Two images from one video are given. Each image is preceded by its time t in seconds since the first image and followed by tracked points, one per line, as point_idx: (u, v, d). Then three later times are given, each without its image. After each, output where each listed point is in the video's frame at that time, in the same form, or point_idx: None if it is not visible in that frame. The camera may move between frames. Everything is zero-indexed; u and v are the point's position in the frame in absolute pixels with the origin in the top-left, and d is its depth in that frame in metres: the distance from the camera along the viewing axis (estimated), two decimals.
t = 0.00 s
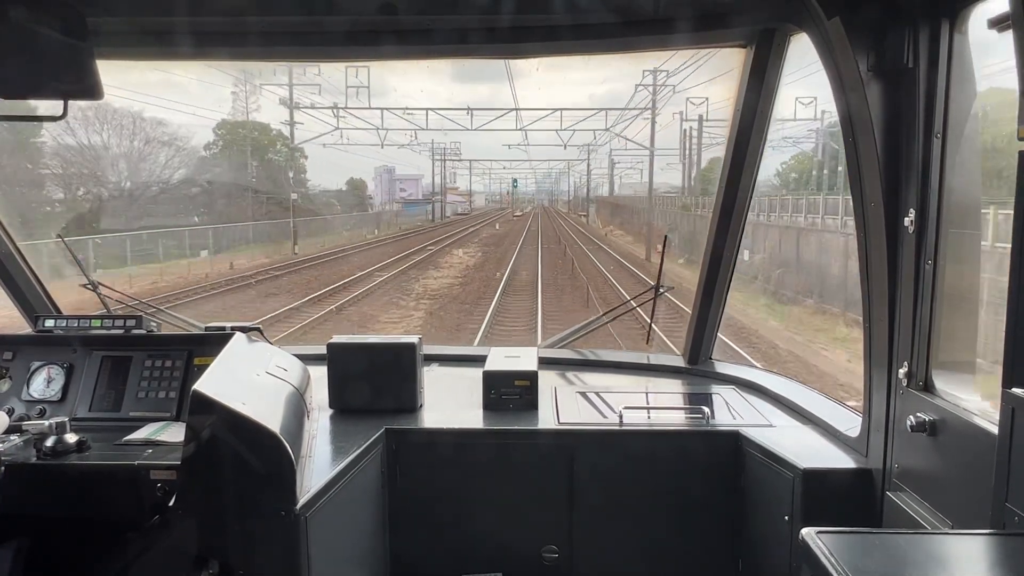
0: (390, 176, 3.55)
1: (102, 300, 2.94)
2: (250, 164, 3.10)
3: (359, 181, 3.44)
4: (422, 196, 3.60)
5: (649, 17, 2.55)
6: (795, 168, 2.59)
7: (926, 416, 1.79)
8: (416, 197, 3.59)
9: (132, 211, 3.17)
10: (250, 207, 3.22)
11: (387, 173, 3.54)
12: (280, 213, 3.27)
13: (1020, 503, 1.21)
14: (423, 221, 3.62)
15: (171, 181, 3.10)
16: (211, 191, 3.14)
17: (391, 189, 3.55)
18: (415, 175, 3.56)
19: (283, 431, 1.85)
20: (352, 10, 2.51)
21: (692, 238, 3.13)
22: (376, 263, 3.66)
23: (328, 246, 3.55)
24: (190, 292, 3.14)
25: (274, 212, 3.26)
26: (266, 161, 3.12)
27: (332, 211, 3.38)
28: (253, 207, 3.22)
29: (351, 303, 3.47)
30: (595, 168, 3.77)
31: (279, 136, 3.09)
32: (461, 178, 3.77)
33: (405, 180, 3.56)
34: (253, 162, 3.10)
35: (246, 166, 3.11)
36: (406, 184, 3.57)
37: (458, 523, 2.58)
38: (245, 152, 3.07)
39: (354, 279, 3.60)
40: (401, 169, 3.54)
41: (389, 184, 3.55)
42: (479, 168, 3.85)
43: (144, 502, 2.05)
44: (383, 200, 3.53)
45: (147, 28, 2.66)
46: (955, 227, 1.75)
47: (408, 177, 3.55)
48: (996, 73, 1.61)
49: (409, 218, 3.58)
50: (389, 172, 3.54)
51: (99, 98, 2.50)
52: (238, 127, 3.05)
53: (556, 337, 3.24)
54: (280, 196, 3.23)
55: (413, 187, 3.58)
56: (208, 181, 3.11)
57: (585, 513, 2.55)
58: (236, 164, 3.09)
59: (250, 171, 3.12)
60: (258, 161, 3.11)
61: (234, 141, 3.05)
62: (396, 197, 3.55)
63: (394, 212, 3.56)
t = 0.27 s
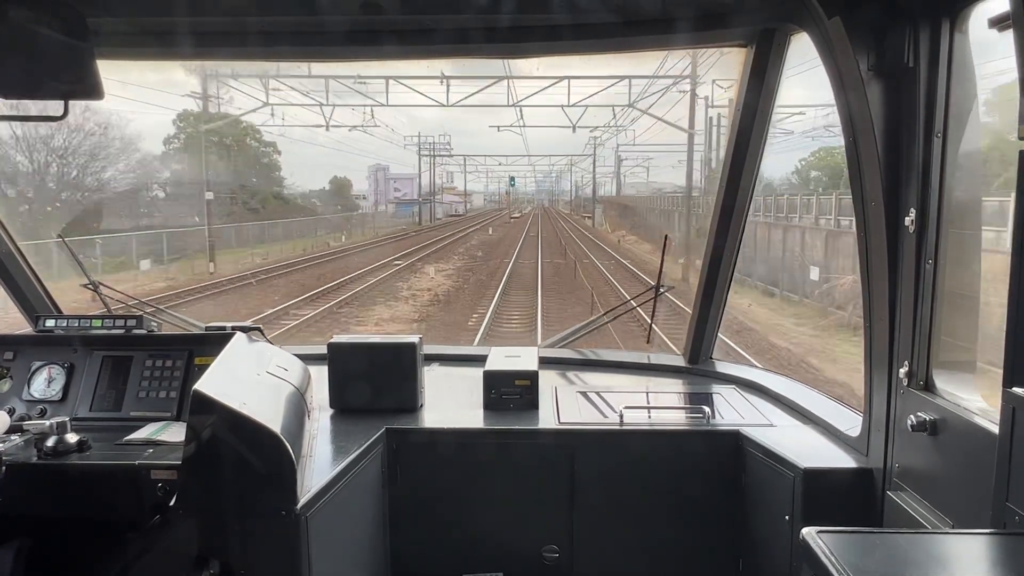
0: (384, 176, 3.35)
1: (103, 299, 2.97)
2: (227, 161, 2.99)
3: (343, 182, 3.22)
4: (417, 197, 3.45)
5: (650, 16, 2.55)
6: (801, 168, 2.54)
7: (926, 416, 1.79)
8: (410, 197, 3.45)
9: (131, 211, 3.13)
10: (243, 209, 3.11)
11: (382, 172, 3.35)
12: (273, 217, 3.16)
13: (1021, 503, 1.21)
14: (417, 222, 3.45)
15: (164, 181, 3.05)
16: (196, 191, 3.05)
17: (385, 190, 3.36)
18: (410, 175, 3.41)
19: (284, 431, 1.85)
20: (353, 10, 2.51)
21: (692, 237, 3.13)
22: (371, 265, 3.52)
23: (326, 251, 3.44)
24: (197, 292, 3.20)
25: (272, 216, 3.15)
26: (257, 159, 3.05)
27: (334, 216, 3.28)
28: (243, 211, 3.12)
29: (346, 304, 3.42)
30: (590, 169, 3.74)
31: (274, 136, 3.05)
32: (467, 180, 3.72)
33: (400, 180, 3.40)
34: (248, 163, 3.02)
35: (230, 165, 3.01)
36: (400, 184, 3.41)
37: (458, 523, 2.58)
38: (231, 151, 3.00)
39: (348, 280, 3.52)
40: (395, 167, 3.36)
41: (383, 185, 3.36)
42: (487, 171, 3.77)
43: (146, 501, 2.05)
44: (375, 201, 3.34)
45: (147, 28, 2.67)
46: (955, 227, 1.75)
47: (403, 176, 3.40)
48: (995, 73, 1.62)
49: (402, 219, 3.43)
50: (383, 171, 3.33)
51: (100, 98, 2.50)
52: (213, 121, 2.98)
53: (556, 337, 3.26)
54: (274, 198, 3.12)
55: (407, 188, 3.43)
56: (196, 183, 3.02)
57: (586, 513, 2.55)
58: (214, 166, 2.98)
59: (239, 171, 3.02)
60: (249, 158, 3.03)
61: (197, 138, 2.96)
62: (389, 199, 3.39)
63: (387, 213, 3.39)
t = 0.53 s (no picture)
0: (378, 174, 3.36)
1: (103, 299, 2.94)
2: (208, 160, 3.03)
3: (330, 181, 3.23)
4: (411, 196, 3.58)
5: (650, 16, 2.55)
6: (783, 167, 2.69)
7: (926, 415, 1.80)
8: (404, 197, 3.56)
9: (131, 210, 3.14)
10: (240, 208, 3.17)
11: (376, 171, 3.36)
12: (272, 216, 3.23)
13: (1021, 502, 1.21)
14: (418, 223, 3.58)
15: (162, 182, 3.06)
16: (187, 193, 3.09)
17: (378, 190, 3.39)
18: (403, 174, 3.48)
19: (284, 431, 1.85)
20: (353, 10, 2.51)
21: (692, 236, 3.14)
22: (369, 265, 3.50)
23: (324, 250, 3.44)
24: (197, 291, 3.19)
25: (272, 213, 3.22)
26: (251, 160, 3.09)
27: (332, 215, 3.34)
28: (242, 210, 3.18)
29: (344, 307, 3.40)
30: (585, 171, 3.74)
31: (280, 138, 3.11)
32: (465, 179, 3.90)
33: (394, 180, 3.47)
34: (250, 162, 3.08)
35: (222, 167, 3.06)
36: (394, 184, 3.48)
37: (458, 522, 2.58)
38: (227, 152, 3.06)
39: (346, 279, 3.49)
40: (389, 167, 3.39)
41: (376, 184, 3.37)
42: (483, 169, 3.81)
43: (146, 500, 2.05)
44: (367, 202, 3.36)
45: (147, 28, 2.67)
46: (955, 227, 1.75)
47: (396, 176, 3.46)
48: (996, 73, 1.62)
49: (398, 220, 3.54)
50: (377, 170, 3.35)
51: (101, 98, 2.48)
52: (175, 112, 3.01)
53: (556, 336, 3.29)
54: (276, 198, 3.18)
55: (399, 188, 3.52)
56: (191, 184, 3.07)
57: (586, 512, 2.55)
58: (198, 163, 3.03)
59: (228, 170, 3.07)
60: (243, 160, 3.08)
61: (152, 129, 2.97)
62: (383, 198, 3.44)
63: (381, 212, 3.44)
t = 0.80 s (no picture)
0: (373, 173, 3.36)
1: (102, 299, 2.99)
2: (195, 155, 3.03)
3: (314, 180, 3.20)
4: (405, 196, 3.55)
5: (650, 16, 2.55)
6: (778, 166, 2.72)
7: (926, 416, 1.80)
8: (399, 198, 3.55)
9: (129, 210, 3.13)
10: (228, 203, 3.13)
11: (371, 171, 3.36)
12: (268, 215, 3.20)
13: (1020, 503, 1.21)
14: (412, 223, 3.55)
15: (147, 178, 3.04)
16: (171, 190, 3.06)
17: (373, 189, 3.41)
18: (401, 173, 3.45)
19: (283, 431, 1.85)
20: (353, 9, 2.51)
21: (692, 236, 3.13)
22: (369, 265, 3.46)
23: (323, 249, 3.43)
24: (197, 291, 3.19)
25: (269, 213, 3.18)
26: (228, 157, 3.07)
27: (327, 214, 3.34)
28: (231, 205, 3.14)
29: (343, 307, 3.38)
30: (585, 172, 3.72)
31: (281, 139, 3.11)
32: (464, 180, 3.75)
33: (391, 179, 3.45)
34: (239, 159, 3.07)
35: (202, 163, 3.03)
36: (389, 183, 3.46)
37: (457, 522, 2.58)
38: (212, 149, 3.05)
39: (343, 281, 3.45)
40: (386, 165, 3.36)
41: (371, 181, 3.38)
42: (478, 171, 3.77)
43: (145, 500, 2.05)
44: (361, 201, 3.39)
45: (147, 28, 2.67)
46: (954, 228, 1.76)
47: (393, 176, 3.44)
48: (995, 73, 1.61)
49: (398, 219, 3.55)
50: (372, 169, 3.34)
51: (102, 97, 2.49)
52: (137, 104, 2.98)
53: (556, 337, 3.29)
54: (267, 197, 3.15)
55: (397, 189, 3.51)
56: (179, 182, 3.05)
57: (586, 512, 2.55)
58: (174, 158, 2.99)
59: (205, 167, 3.04)
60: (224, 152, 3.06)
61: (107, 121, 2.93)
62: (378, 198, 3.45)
63: (376, 213, 3.46)
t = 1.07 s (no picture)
0: (366, 172, 3.32)
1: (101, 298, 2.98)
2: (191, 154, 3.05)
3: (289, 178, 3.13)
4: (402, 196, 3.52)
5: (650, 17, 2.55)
6: (783, 165, 2.69)
7: (925, 416, 1.80)
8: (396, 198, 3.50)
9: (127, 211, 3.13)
10: (214, 205, 3.10)
11: (363, 170, 3.31)
12: (259, 218, 3.18)
13: (1019, 503, 1.21)
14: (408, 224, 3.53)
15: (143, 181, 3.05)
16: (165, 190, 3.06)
17: (366, 190, 3.35)
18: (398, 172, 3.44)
19: (283, 431, 1.85)
20: (353, 10, 2.51)
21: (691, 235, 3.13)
22: (363, 267, 3.43)
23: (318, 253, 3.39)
24: (197, 292, 3.21)
25: (262, 216, 3.17)
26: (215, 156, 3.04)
27: (316, 215, 3.28)
28: (218, 206, 3.11)
29: (345, 308, 3.42)
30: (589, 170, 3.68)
31: (280, 141, 3.11)
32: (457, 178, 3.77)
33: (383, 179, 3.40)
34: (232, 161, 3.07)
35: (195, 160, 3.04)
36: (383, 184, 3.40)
37: (457, 522, 2.58)
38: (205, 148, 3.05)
39: (335, 284, 3.44)
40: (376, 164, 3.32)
41: (365, 181, 3.32)
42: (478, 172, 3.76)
43: (144, 500, 2.05)
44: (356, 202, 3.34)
45: (147, 28, 2.67)
46: (954, 228, 1.76)
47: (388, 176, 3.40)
48: (995, 73, 1.62)
49: (391, 221, 3.48)
50: (365, 169, 3.30)
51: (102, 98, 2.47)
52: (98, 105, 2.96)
53: (556, 337, 3.30)
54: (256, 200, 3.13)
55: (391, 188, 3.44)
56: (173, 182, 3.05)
57: (586, 512, 2.55)
58: (167, 155, 3.02)
59: (196, 165, 3.04)
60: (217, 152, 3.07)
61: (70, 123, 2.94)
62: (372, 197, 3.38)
63: (369, 214, 3.38)
